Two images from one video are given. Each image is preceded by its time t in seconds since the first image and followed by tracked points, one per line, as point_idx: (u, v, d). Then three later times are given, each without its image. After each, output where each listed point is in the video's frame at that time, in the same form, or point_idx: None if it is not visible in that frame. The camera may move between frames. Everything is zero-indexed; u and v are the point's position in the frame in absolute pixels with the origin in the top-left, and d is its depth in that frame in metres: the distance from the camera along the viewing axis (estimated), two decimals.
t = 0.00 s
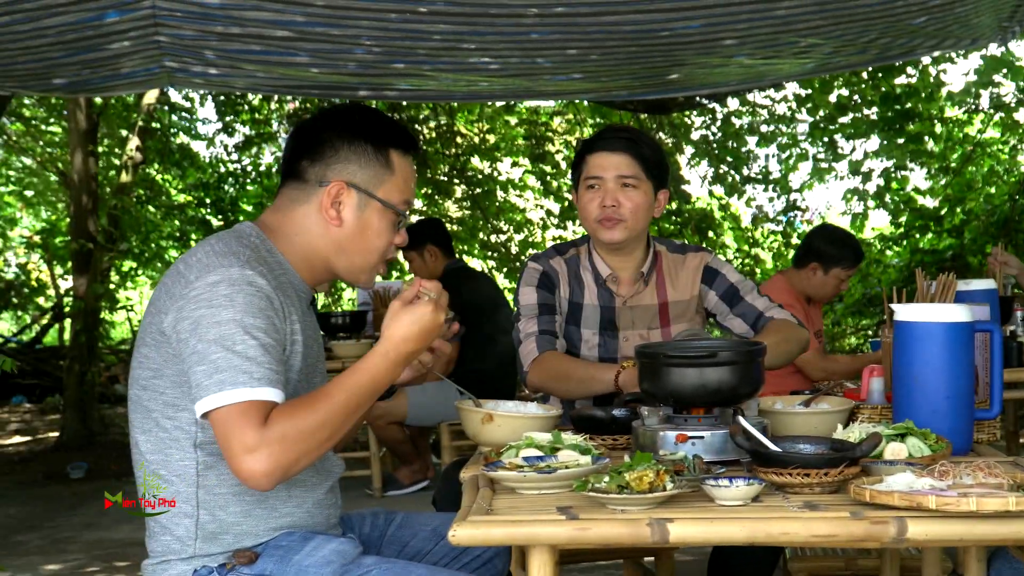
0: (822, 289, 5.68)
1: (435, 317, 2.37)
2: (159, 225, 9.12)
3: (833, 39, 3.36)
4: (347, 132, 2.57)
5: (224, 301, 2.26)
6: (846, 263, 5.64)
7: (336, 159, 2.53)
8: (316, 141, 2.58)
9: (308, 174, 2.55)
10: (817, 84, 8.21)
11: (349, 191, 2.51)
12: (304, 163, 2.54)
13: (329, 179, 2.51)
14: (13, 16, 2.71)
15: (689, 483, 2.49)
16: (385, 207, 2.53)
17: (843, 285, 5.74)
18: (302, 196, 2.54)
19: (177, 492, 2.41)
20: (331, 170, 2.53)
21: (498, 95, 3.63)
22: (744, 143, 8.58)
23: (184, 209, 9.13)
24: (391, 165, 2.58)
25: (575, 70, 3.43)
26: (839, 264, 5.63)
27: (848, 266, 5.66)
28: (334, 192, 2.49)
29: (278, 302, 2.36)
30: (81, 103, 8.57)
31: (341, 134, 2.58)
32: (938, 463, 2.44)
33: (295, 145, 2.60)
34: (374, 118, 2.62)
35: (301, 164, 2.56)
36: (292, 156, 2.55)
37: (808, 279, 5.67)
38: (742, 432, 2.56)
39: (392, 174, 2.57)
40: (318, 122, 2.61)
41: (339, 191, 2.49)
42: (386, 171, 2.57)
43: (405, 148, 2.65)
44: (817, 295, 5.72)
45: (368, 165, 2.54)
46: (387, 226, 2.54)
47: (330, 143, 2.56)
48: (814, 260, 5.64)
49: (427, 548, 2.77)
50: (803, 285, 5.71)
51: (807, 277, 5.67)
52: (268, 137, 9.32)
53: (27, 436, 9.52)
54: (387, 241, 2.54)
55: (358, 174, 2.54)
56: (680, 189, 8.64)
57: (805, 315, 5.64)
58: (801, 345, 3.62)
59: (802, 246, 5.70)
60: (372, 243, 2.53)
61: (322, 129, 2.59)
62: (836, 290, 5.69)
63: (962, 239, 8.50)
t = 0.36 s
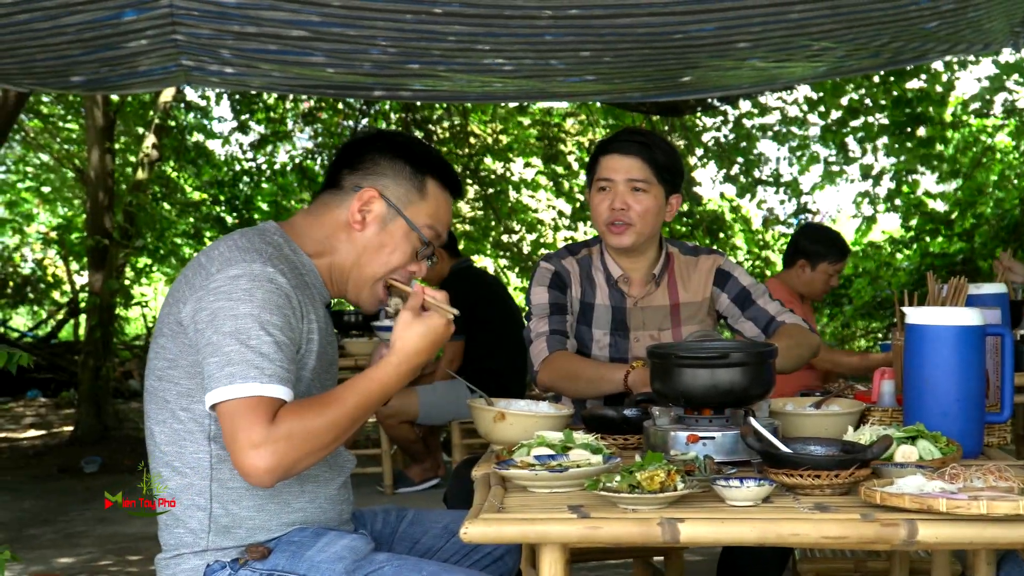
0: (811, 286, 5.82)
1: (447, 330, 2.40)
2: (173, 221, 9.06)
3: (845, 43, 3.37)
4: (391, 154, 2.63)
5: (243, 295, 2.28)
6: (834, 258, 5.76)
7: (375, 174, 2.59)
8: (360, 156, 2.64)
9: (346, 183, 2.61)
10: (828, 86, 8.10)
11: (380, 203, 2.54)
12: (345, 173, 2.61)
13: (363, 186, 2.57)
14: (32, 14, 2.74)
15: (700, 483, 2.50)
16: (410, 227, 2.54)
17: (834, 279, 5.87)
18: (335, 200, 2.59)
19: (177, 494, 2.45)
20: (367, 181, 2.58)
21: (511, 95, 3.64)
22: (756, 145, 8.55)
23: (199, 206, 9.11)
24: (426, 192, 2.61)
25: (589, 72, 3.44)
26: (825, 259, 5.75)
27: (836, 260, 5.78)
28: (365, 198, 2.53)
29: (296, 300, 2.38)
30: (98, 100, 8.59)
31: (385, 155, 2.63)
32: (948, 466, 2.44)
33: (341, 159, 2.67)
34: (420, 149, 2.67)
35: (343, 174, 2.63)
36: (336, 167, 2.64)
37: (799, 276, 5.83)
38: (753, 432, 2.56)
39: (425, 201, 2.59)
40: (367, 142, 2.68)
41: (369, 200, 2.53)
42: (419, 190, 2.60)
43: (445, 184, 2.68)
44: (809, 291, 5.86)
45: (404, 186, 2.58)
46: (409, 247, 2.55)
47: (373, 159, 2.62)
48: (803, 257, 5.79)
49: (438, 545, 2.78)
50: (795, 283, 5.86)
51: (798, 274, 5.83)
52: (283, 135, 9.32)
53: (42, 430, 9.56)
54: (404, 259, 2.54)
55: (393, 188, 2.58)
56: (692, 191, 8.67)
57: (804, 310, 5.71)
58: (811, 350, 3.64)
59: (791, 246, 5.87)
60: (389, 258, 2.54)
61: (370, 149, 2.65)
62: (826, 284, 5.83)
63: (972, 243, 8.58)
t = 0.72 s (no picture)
0: (829, 281, 5.86)
1: (417, 306, 2.30)
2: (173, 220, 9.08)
3: (845, 43, 3.38)
4: (397, 159, 2.61)
5: (237, 297, 2.28)
6: (851, 252, 5.81)
7: (379, 180, 2.58)
8: (366, 159, 2.62)
9: (352, 187, 2.60)
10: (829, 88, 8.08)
11: (382, 211, 2.53)
12: (350, 175, 2.60)
13: (367, 193, 2.55)
14: (33, 13, 2.75)
15: (698, 483, 2.50)
16: (412, 237, 2.54)
17: (851, 274, 5.92)
18: (340, 203, 2.59)
19: (178, 493, 2.44)
20: (372, 187, 2.57)
21: (512, 95, 3.65)
22: (756, 146, 8.54)
23: (199, 205, 9.11)
24: (430, 202, 2.59)
25: (590, 72, 3.44)
26: (843, 252, 5.79)
27: (853, 255, 5.83)
28: (368, 206, 2.52)
29: (292, 302, 2.38)
30: (98, 100, 8.57)
31: (392, 159, 2.61)
32: (947, 466, 2.44)
33: (347, 160, 2.66)
34: (427, 154, 2.64)
35: (349, 176, 2.62)
36: (342, 168, 2.62)
37: (817, 272, 5.86)
38: (753, 433, 2.56)
39: (429, 210, 2.58)
40: (375, 143, 2.67)
41: (372, 208, 2.52)
42: (424, 202, 2.59)
43: (451, 193, 2.66)
44: (827, 286, 5.90)
45: (409, 194, 2.56)
46: (408, 256, 2.54)
47: (379, 163, 2.61)
48: (821, 252, 5.81)
49: (437, 545, 2.79)
50: (813, 280, 5.89)
51: (816, 270, 5.86)
52: (284, 135, 9.29)
53: (42, 429, 9.55)
54: (405, 269, 2.54)
55: (396, 197, 2.56)
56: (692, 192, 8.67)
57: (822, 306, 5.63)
58: (811, 350, 3.63)
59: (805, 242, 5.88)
60: (388, 268, 2.53)
61: (377, 151, 2.64)
62: (844, 279, 5.89)
63: (972, 244, 8.54)
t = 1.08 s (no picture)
0: (839, 285, 5.87)
1: (394, 295, 2.36)
2: (165, 219, 9.12)
3: (836, 44, 3.38)
4: (388, 161, 2.60)
5: (226, 297, 2.27)
6: (862, 257, 5.81)
7: (369, 182, 2.57)
8: (355, 159, 2.61)
9: (340, 187, 2.59)
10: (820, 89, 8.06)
11: (373, 213, 2.54)
12: (338, 175, 2.59)
13: (357, 195, 2.55)
14: (23, 10, 2.74)
15: (688, 483, 2.50)
16: (402, 239, 2.56)
17: (862, 278, 5.92)
18: (328, 204, 2.58)
19: (170, 493, 2.43)
20: (362, 188, 2.56)
21: (503, 95, 3.64)
22: (746, 147, 8.52)
23: (190, 203, 9.11)
24: (420, 205, 2.61)
25: (581, 72, 3.44)
26: (852, 256, 5.81)
27: (863, 259, 5.83)
28: (359, 209, 2.53)
29: (280, 300, 2.38)
30: (88, 98, 8.56)
31: (382, 160, 2.60)
32: (936, 467, 2.44)
33: (335, 159, 2.64)
34: (417, 156, 2.64)
35: (337, 177, 2.60)
36: (330, 167, 2.61)
37: (826, 277, 5.88)
38: (742, 433, 2.56)
39: (418, 213, 2.59)
40: (364, 144, 2.65)
41: (363, 210, 2.53)
42: (414, 205, 2.60)
43: (439, 194, 2.68)
44: (838, 291, 5.90)
45: (399, 197, 2.57)
46: (398, 258, 2.57)
47: (368, 164, 2.59)
48: (831, 256, 5.83)
49: (426, 544, 2.78)
50: (823, 285, 5.91)
51: (825, 275, 5.88)
52: (274, 133, 9.23)
53: (31, 427, 9.55)
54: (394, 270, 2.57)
55: (386, 200, 2.57)
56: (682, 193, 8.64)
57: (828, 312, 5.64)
58: (802, 348, 3.63)
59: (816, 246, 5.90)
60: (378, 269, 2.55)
61: (366, 151, 2.63)
62: (855, 283, 5.88)
63: (962, 245, 8.66)
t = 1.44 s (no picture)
0: (831, 282, 5.86)
1: (396, 295, 2.38)
2: (161, 218, 9.16)
3: (833, 43, 3.39)
4: (385, 156, 2.60)
5: (223, 293, 2.27)
6: (851, 252, 5.81)
7: (367, 176, 2.57)
8: (352, 153, 2.61)
9: (336, 181, 2.58)
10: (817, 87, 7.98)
11: (371, 208, 2.54)
12: (336, 170, 2.58)
13: (354, 190, 2.55)
14: (20, 10, 2.74)
15: (686, 481, 2.50)
16: (400, 234, 2.56)
17: (852, 272, 5.92)
18: (325, 199, 2.57)
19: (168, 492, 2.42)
20: (359, 183, 2.56)
21: (500, 94, 3.64)
22: (744, 146, 8.50)
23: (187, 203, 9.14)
24: (418, 200, 2.62)
25: (578, 71, 3.44)
26: (844, 252, 5.80)
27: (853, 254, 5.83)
28: (357, 204, 2.53)
29: (277, 296, 2.38)
30: (85, 97, 8.56)
31: (379, 155, 2.61)
32: (934, 465, 2.44)
33: (331, 151, 2.63)
34: (413, 151, 2.65)
35: (333, 171, 2.60)
36: (326, 162, 2.60)
37: (818, 275, 5.87)
38: (739, 431, 2.55)
39: (417, 207, 2.61)
40: (360, 139, 2.65)
41: (360, 205, 2.53)
42: (411, 199, 2.61)
43: (436, 190, 2.69)
44: (828, 288, 5.90)
45: (396, 192, 2.58)
46: (395, 253, 2.58)
47: (366, 158, 2.60)
48: (822, 254, 5.82)
49: (424, 542, 2.78)
50: (814, 284, 5.91)
51: (817, 273, 5.87)
52: (271, 132, 9.18)
53: (28, 427, 9.56)
54: (392, 266, 2.58)
55: (384, 195, 2.57)
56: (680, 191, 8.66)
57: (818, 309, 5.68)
58: (797, 346, 3.62)
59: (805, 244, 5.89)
60: (377, 265, 2.56)
61: (362, 146, 2.63)
62: (846, 278, 5.88)
63: (959, 243, 8.71)
